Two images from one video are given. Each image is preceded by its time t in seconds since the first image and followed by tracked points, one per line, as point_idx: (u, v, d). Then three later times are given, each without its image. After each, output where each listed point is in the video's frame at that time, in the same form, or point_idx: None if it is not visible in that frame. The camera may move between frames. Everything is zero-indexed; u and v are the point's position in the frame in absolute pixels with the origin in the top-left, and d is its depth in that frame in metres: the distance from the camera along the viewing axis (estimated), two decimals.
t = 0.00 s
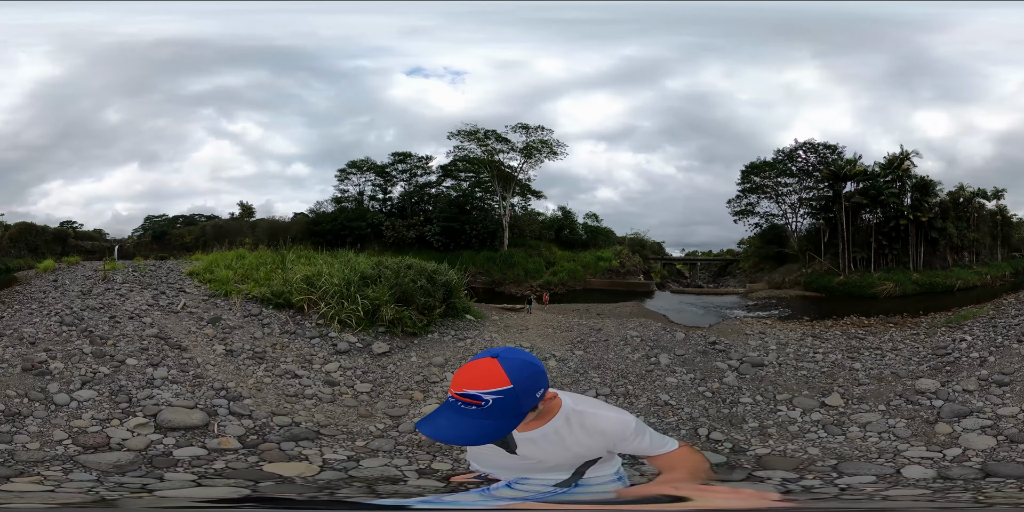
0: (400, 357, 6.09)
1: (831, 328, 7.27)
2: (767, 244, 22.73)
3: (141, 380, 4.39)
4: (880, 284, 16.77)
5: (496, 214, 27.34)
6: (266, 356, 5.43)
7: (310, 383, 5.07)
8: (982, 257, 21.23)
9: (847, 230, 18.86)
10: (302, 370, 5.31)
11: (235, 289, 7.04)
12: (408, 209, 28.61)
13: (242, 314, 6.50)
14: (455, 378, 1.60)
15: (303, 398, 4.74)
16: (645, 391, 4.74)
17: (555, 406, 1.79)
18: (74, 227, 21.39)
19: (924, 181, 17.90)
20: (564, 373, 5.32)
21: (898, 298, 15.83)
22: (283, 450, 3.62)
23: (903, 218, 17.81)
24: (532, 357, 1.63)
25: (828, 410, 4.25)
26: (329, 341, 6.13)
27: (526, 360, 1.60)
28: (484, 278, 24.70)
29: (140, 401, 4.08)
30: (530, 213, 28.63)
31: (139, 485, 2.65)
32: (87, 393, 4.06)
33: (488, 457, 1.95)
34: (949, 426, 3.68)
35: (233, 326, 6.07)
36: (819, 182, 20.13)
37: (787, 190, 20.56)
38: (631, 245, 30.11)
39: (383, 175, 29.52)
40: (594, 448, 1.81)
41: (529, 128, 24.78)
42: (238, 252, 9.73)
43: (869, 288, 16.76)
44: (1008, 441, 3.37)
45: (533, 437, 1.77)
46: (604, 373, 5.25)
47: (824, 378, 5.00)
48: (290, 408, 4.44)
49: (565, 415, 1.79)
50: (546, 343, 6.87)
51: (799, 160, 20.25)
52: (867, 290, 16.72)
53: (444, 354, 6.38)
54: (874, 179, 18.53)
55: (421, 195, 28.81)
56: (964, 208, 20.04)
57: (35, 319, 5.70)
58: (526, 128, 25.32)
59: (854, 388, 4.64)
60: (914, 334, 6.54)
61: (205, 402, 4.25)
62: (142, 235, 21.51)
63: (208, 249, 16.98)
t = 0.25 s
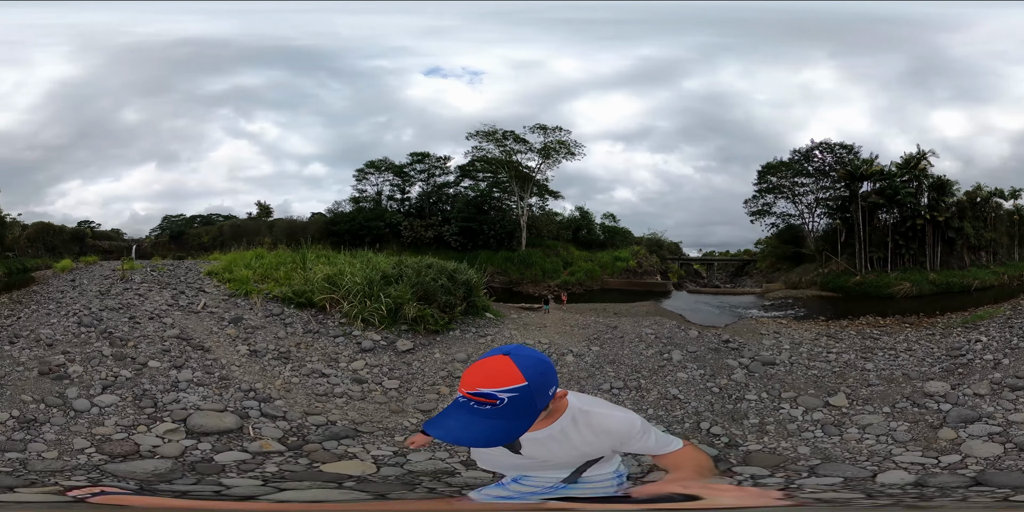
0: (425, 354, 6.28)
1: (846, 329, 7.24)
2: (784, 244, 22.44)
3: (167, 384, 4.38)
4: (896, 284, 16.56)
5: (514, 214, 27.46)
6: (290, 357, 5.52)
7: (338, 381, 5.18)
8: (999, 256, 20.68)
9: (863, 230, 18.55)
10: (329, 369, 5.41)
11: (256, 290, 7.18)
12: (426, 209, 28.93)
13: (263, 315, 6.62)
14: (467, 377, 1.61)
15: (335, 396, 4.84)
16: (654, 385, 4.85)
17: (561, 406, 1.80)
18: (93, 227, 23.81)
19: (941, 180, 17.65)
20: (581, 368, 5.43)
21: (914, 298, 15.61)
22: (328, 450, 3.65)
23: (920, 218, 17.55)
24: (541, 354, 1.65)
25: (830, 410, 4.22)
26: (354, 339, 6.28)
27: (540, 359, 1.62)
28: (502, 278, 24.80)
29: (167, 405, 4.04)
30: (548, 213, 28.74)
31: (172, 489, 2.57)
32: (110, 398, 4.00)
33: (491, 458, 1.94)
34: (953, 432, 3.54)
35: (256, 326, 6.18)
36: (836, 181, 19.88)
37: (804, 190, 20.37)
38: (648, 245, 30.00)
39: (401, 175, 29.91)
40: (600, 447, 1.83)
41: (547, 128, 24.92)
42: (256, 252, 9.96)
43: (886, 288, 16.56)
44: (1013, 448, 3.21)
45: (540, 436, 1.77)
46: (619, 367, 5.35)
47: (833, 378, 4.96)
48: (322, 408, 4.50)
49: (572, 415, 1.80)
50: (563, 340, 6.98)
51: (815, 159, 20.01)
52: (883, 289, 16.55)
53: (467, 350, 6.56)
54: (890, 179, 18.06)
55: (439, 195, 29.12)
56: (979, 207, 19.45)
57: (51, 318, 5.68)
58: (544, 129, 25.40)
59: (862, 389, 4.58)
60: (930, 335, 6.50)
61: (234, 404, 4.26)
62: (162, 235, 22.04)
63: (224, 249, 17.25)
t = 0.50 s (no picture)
0: (446, 350, 6.43)
1: (858, 329, 7.19)
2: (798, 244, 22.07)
3: (194, 387, 4.38)
4: (910, 285, 16.34)
5: (529, 215, 27.56)
6: (315, 356, 5.62)
7: (366, 378, 5.30)
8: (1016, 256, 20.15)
9: (876, 230, 18.26)
10: (355, 366, 5.53)
11: (274, 289, 7.35)
12: (441, 209, 29.18)
13: (285, 314, 6.75)
14: (467, 383, 1.63)
15: (365, 393, 4.96)
16: (659, 380, 4.92)
17: (562, 417, 1.79)
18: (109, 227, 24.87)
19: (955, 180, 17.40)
20: (591, 363, 5.50)
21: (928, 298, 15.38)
22: (374, 444, 3.75)
23: (934, 218, 17.33)
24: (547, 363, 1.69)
25: (825, 413, 4.15)
26: (376, 337, 6.42)
27: (546, 367, 1.65)
28: (517, 278, 24.86)
29: (198, 410, 4.03)
30: (563, 213, 28.79)
31: (209, 492, 2.51)
32: (136, 405, 3.94)
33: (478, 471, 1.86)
34: (953, 443, 3.38)
35: (279, 325, 6.31)
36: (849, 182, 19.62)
37: (817, 190, 20.05)
38: (663, 245, 29.87)
39: (417, 175, 30.21)
40: (602, 460, 1.80)
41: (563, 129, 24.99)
42: (272, 252, 10.19)
43: (899, 288, 16.34)
44: (1013, 460, 3.05)
45: (538, 448, 1.74)
46: (628, 363, 5.41)
47: (839, 379, 4.85)
48: (355, 405, 4.59)
49: (573, 427, 1.79)
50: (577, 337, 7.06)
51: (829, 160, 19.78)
52: (896, 290, 16.32)
53: (485, 346, 6.70)
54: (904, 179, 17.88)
55: (454, 195, 29.33)
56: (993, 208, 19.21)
57: (68, 323, 5.67)
58: (559, 130, 25.49)
59: (865, 392, 4.45)
60: (944, 336, 6.43)
61: (268, 405, 4.31)
62: (178, 235, 22.50)
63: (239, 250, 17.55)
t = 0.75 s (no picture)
0: (465, 348, 6.57)
1: (868, 331, 7.14)
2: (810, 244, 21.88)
3: (222, 393, 4.30)
4: (921, 285, 16.08)
5: (542, 215, 27.62)
6: (340, 356, 5.73)
7: (392, 376, 5.41)
8: None
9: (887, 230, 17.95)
10: (382, 364, 5.67)
11: (292, 291, 7.52)
12: (454, 209, 29.35)
13: (304, 316, 6.86)
14: (467, 392, 1.76)
15: (393, 390, 5.05)
16: (664, 375, 4.99)
17: (570, 419, 1.96)
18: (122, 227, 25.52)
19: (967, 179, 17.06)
20: (600, 359, 5.58)
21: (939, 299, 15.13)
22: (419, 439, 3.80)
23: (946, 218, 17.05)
24: (549, 369, 1.80)
25: (818, 414, 4.10)
26: (397, 337, 6.55)
27: (551, 373, 1.81)
28: (530, 278, 24.91)
29: (230, 417, 3.93)
30: (576, 214, 28.78)
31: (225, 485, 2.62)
32: (163, 415, 3.79)
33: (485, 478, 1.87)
34: (941, 453, 3.17)
35: (299, 327, 6.40)
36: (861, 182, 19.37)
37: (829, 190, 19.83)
38: (675, 245, 29.70)
39: (430, 175, 30.45)
40: (612, 456, 1.98)
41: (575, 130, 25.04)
42: (287, 252, 10.38)
43: (911, 288, 16.08)
44: (997, 468, 2.86)
45: (551, 448, 1.86)
46: (635, 360, 5.47)
47: (842, 381, 4.78)
48: (386, 404, 4.65)
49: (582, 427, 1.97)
50: (589, 335, 7.11)
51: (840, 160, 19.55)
52: (908, 291, 16.06)
53: (502, 344, 6.81)
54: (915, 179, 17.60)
55: (467, 195, 29.47)
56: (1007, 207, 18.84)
57: (82, 325, 5.48)
58: (572, 130, 25.53)
59: (864, 396, 4.36)
60: (954, 338, 6.37)
61: (301, 408, 4.31)
62: (190, 234, 22.89)
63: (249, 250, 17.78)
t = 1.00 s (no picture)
0: (483, 344, 6.69)
1: (878, 331, 7.11)
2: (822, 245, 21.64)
3: (250, 398, 4.31)
4: (932, 285, 15.84)
5: (555, 215, 27.70)
6: (363, 356, 5.83)
7: (416, 373, 5.54)
8: None
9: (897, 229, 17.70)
10: (405, 362, 5.82)
11: (308, 291, 7.65)
12: (468, 210, 29.50)
13: (323, 315, 7.00)
14: (474, 388, 1.72)
15: (420, 386, 5.19)
16: (669, 370, 5.05)
17: (575, 410, 1.85)
18: (135, 228, 26.07)
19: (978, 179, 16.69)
20: (609, 355, 5.65)
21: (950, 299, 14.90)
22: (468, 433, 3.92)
23: (957, 218, 16.76)
24: (556, 364, 1.73)
25: (811, 413, 4.10)
26: (416, 335, 6.68)
27: (555, 367, 1.72)
28: (543, 278, 24.95)
29: (263, 423, 3.92)
30: (588, 214, 28.77)
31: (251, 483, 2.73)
32: (191, 423, 3.74)
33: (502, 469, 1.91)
34: (918, 460, 3.04)
35: (320, 327, 6.51)
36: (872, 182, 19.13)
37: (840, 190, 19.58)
38: (687, 245, 29.55)
39: (443, 175, 30.69)
40: (620, 448, 1.85)
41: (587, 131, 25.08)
42: (301, 252, 10.55)
43: (923, 289, 15.84)
44: (969, 475, 2.73)
45: (559, 441, 1.81)
46: (643, 355, 5.53)
47: (844, 382, 4.75)
48: (416, 400, 4.76)
49: (586, 419, 1.85)
50: (600, 332, 7.18)
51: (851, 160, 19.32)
52: (919, 291, 15.83)
53: (518, 340, 6.91)
54: (926, 179, 17.33)
55: (481, 196, 29.60)
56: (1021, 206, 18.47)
57: (97, 327, 5.45)
58: (585, 131, 25.54)
59: (862, 397, 4.31)
60: (964, 339, 6.32)
61: (334, 408, 4.37)
62: (203, 233, 23.36)
63: (261, 249, 18.03)
